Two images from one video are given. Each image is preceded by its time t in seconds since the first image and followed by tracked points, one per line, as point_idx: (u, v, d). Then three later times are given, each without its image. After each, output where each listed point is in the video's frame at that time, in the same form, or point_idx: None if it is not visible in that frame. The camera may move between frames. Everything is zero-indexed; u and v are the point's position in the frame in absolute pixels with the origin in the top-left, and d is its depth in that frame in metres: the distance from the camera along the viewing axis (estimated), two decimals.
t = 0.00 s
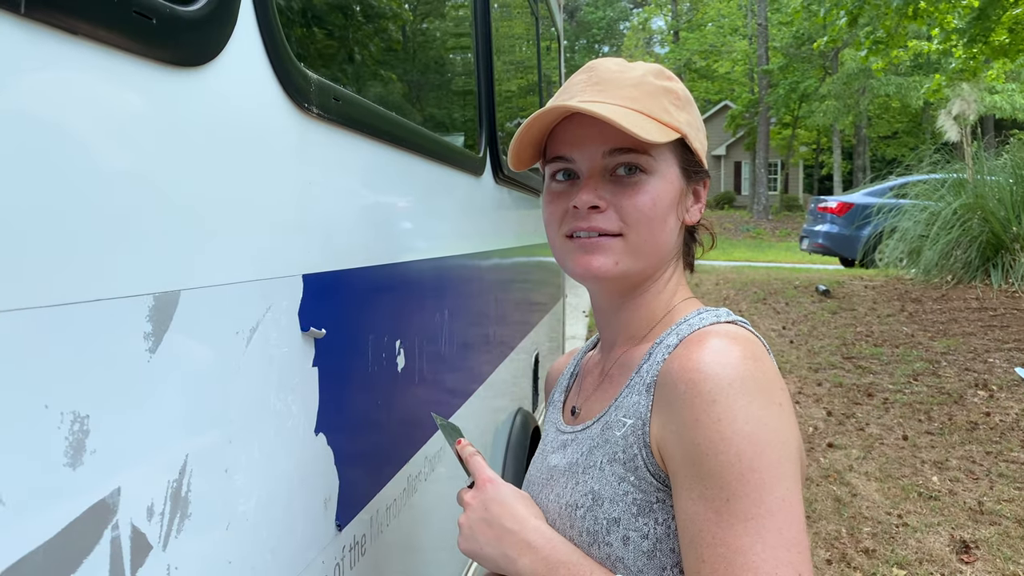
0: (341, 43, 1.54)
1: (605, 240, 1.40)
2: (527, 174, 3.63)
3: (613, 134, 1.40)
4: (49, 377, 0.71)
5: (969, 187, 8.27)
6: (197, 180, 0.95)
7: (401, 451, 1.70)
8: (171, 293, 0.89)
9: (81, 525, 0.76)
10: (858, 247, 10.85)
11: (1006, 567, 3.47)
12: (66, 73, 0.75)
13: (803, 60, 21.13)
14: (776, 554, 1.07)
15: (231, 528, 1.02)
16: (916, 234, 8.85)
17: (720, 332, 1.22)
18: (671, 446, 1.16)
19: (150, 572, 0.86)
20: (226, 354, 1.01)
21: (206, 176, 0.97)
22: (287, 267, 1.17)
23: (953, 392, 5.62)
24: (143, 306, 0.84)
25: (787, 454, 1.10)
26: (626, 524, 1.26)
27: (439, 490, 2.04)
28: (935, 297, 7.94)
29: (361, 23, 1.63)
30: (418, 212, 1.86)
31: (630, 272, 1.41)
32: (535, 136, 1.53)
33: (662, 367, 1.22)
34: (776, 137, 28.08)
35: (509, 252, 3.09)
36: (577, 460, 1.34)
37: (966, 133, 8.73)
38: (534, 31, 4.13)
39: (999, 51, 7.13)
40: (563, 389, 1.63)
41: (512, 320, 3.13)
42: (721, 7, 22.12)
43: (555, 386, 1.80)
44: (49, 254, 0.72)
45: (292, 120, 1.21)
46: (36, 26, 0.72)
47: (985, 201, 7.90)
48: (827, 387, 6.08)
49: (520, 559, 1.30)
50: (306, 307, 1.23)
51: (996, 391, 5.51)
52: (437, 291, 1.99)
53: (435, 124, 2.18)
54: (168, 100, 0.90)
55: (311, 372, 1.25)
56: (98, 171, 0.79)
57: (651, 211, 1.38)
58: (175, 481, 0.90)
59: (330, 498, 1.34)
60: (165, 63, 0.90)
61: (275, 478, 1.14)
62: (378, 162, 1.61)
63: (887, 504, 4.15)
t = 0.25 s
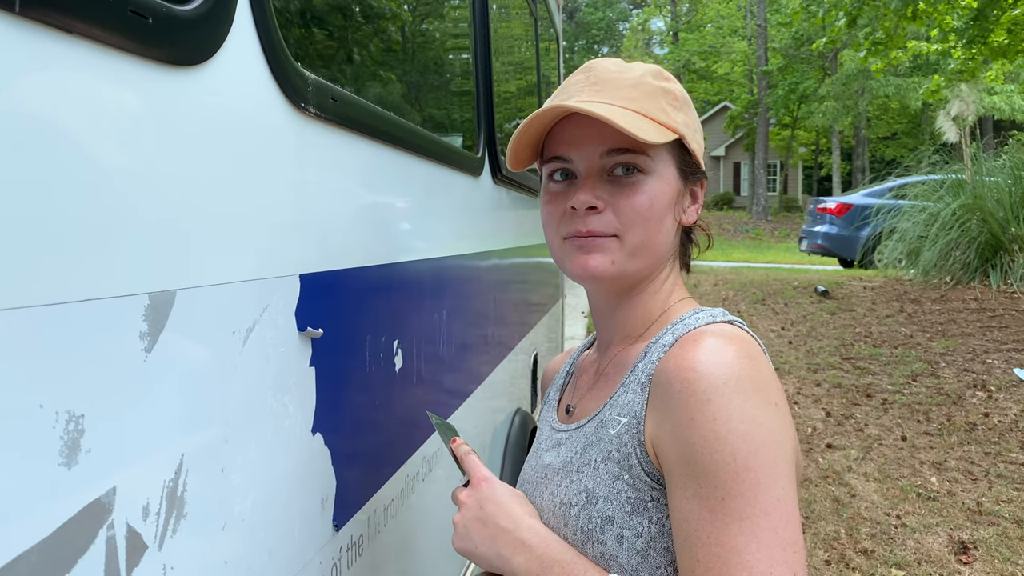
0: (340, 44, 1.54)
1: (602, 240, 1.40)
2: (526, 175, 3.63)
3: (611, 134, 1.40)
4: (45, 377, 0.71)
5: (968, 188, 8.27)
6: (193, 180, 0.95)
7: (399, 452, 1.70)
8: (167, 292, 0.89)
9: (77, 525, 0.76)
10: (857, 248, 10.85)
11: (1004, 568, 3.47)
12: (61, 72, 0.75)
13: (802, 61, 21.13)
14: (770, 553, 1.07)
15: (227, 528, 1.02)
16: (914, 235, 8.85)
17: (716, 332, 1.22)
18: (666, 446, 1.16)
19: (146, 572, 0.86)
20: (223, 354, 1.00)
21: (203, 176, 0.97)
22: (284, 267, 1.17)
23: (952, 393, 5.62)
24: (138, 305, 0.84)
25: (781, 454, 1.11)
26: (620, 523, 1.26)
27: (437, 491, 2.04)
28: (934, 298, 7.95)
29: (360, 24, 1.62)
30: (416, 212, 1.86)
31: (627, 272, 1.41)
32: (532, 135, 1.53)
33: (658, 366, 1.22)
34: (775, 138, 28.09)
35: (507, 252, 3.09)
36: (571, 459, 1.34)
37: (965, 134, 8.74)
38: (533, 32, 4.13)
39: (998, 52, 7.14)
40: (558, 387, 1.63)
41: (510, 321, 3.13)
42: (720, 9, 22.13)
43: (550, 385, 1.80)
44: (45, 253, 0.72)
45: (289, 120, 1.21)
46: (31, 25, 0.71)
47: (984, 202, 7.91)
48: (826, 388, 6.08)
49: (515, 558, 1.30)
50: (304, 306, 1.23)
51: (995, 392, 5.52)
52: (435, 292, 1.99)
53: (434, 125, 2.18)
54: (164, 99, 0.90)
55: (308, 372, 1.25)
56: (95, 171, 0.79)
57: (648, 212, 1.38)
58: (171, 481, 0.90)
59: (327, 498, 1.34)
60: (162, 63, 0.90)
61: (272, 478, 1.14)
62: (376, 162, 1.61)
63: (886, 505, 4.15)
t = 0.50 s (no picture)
0: (340, 45, 1.54)
1: (599, 241, 1.40)
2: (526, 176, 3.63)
3: (610, 135, 1.40)
4: (46, 377, 0.71)
5: (968, 189, 8.28)
6: (194, 182, 0.95)
7: (399, 452, 1.70)
8: (168, 293, 0.89)
9: (77, 525, 0.76)
10: (857, 249, 10.86)
11: (1004, 568, 3.47)
12: (62, 73, 0.75)
13: (802, 62, 21.13)
14: (762, 554, 1.07)
15: (227, 529, 1.02)
16: (914, 236, 8.85)
17: (713, 333, 1.22)
18: (661, 446, 1.17)
19: (146, 573, 0.86)
20: (223, 355, 1.01)
21: (203, 177, 0.97)
22: (284, 267, 1.17)
23: (952, 394, 5.62)
24: (139, 306, 0.84)
25: (776, 456, 1.11)
26: (616, 524, 1.26)
27: (437, 492, 2.04)
28: (934, 299, 7.95)
29: (360, 24, 1.62)
30: (416, 213, 1.86)
31: (624, 273, 1.41)
32: (531, 135, 1.53)
33: (654, 367, 1.22)
34: (774, 139, 28.10)
35: (507, 253, 3.09)
36: (569, 460, 1.34)
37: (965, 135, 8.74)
38: (533, 33, 4.13)
39: (998, 53, 7.14)
40: (557, 388, 1.63)
41: (510, 321, 3.13)
42: (720, 10, 22.14)
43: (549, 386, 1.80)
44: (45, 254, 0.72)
45: (289, 121, 1.21)
46: (32, 25, 0.71)
47: (983, 203, 7.92)
48: (826, 389, 6.08)
49: (510, 556, 1.28)
50: (304, 307, 1.23)
51: (995, 393, 5.52)
52: (435, 292, 1.99)
53: (434, 125, 2.18)
54: (164, 99, 0.90)
55: (308, 373, 1.25)
56: (95, 171, 0.79)
57: (646, 213, 1.38)
58: (171, 481, 0.90)
59: (327, 498, 1.34)
60: (162, 63, 0.90)
61: (272, 479, 1.14)
62: (376, 163, 1.61)
63: (885, 505, 4.15)
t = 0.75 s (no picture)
0: (341, 45, 1.54)
1: (599, 241, 1.40)
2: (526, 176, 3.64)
3: (610, 136, 1.40)
4: (50, 376, 0.72)
5: (968, 190, 8.28)
6: (196, 183, 0.95)
7: (400, 453, 1.70)
8: (170, 293, 0.89)
9: (81, 525, 0.76)
10: (858, 250, 10.87)
11: (1004, 569, 3.47)
12: (66, 75, 0.76)
13: (802, 63, 21.13)
14: (755, 554, 1.06)
15: (229, 528, 1.02)
16: (914, 236, 8.86)
17: (713, 333, 1.22)
18: (659, 445, 1.17)
19: (149, 572, 0.86)
20: (226, 356, 1.01)
21: (205, 178, 0.97)
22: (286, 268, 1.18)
23: (952, 395, 5.62)
24: (142, 306, 0.84)
25: (773, 455, 1.10)
26: (616, 524, 1.26)
27: (438, 492, 2.04)
28: (934, 300, 7.94)
29: (361, 26, 1.63)
30: (417, 213, 1.86)
31: (624, 274, 1.42)
32: (533, 136, 1.53)
33: (654, 367, 1.23)
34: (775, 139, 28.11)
35: (508, 254, 3.09)
36: (569, 459, 1.34)
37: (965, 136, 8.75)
38: (533, 33, 4.13)
39: (999, 54, 7.14)
40: (558, 390, 1.64)
41: (511, 322, 3.13)
42: (720, 10, 22.15)
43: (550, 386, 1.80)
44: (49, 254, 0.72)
45: (290, 122, 1.21)
46: (36, 27, 0.72)
47: (984, 204, 7.93)
48: (826, 390, 6.08)
49: (508, 551, 1.29)
50: (305, 308, 1.23)
51: (996, 394, 5.52)
52: (436, 293, 2.00)
53: (435, 126, 2.19)
54: (166, 100, 0.90)
55: (310, 373, 1.25)
56: (97, 172, 0.79)
57: (646, 213, 1.39)
58: (174, 481, 0.90)
59: (329, 498, 1.34)
60: (165, 64, 0.90)
61: (274, 478, 1.15)
62: (377, 164, 1.61)
63: (886, 506, 4.15)
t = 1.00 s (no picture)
0: (342, 47, 1.54)
1: (602, 242, 1.40)
2: (527, 177, 3.64)
3: (614, 138, 1.40)
4: (52, 376, 0.72)
5: (970, 191, 8.28)
6: (198, 185, 0.95)
7: (401, 453, 1.71)
8: (172, 296, 0.89)
9: (82, 525, 0.76)
10: (859, 251, 10.88)
11: (1006, 571, 3.47)
12: (69, 77, 0.76)
13: (803, 64, 21.13)
14: (742, 558, 1.07)
15: (230, 529, 1.03)
16: (915, 237, 8.86)
17: (716, 336, 1.22)
18: (657, 446, 1.18)
19: (150, 573, 0.86)
20: (227, 357, 1.01)
21: (208, 181, 0.98)
22: (288, 270, 1.18)
23: (954, 396, 5.62)
24: (144, 307, 0.84)
25: (768, 462, 1.11)
26: (622, 528, 1.26)
27: (439, 493, 2.04)
28: (935, 301, 7.94)
29: (362, 27, 1.63)
30: (418, 215, 1.87)
31: (626, 276, 1.42)
32: (536, 136, 1.54)
33: (658, 369, 1.23)
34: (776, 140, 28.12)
35: (508, 255, 3.10)
36: (573, 463, 1.34)
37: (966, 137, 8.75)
38: (534, 34, 4.13)
39: (1000, 55, 7.14)
40: (558, 392, 1.64)
41: (511, 323, 3.13)
42: (722, 11, 22.14)
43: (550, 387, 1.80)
44: (51, 256, 0.72)
45: (292, 123, 1.21)
46: (38, 29, 0.72)
47: (986, 205, 7.94)
48: (827, 391, 6.08)
49: (498, 539, 1.31)
50: (306, 310, 1.23)
51: (997, 395, 5.51)
52: (437, 294, 2.00)
53: (436, 127, 2.19)
54: (167, 102, 0.90)
55: (312, 374, 1.25)
56: (99, 175, 0.79)
57: (649, 215, 1.39)
58: (175, 482, 0.91)
59: (330, 499, 1.34)
60: (167, 67, 0.90)
61: (275, 480, 1.15)
62: (378, 165, 1.61)
63: (887, 507, 4.15)
